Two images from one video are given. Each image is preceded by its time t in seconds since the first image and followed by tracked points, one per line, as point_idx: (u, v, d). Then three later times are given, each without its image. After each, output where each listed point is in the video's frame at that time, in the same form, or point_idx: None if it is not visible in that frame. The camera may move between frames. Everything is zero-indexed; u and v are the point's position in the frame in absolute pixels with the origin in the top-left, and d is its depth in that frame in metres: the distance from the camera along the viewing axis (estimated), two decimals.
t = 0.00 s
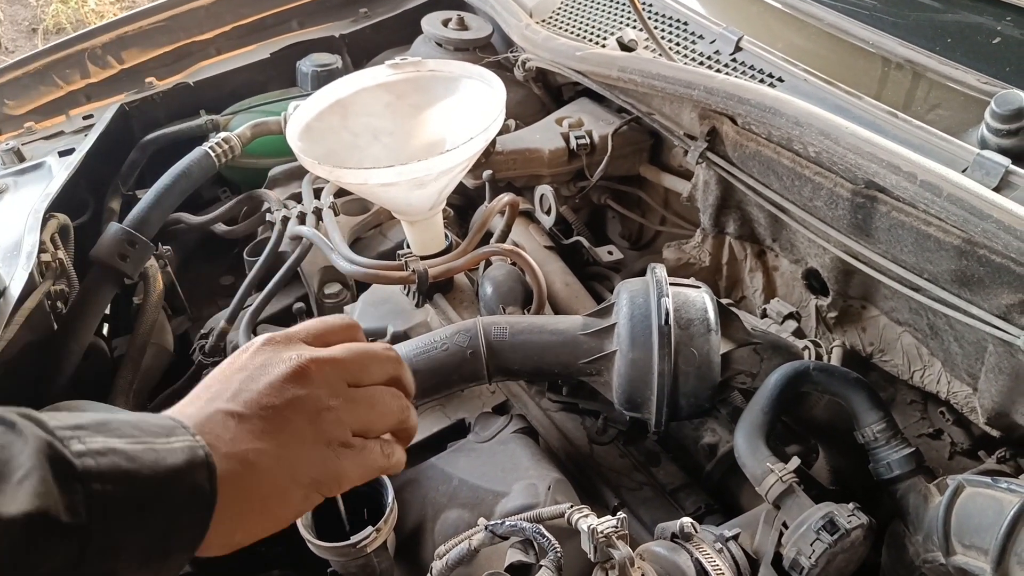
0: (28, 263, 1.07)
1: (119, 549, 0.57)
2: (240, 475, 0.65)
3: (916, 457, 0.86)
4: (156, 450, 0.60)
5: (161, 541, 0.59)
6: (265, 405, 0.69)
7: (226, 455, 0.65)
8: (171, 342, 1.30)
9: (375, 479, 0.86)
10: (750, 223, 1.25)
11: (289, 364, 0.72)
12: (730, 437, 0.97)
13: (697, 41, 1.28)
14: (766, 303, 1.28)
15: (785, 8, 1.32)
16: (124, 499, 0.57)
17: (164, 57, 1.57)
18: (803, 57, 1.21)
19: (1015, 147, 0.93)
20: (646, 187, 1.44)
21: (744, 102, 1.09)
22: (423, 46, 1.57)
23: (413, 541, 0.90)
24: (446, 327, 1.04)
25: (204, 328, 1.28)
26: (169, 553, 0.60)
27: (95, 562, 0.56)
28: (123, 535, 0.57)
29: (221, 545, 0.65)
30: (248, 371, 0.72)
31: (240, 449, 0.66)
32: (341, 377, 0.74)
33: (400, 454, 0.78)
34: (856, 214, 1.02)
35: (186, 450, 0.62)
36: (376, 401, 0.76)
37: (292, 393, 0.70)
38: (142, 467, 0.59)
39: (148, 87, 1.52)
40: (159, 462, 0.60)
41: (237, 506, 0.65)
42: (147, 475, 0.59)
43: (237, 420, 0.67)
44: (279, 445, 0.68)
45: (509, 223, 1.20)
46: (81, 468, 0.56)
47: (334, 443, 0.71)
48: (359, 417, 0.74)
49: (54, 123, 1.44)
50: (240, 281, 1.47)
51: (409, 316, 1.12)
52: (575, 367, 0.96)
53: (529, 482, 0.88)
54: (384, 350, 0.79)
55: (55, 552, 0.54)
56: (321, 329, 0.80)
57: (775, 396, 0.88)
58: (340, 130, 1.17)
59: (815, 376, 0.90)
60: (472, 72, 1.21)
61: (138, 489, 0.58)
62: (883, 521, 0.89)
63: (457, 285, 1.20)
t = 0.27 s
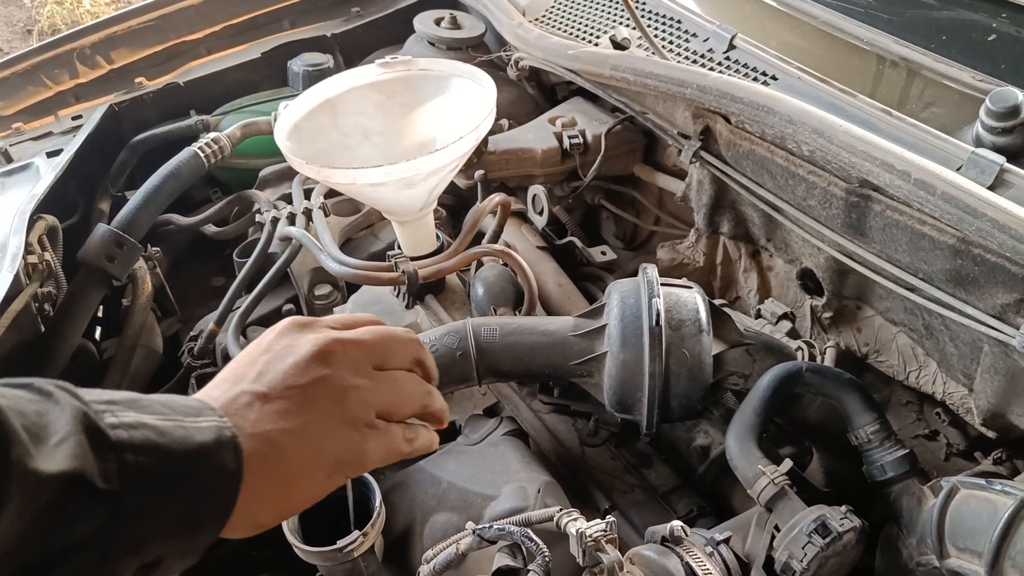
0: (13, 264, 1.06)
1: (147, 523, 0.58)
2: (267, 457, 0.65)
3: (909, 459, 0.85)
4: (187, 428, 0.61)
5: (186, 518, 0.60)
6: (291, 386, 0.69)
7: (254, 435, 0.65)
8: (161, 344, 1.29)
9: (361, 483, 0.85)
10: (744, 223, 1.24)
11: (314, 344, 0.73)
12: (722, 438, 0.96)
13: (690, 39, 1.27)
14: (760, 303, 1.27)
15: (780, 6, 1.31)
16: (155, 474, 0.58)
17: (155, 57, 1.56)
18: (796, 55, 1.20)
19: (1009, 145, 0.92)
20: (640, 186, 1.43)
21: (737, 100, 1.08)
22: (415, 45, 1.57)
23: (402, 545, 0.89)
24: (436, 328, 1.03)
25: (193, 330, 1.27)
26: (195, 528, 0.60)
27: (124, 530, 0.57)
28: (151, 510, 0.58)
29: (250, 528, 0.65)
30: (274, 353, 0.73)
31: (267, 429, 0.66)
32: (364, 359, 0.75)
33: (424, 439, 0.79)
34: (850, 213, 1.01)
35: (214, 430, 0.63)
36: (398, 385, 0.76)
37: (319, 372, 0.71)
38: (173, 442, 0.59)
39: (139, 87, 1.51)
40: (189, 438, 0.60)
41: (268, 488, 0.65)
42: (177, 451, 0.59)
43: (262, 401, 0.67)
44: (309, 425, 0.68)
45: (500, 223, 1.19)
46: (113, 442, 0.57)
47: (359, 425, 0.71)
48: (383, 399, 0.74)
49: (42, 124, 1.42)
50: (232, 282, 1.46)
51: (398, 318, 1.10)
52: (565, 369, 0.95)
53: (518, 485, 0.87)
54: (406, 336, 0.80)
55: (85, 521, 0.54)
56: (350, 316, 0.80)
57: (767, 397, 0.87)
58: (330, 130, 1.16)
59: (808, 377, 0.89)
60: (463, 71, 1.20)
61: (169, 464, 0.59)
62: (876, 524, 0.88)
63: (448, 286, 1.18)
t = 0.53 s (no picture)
0: None
1: (72, 545, 0.55)
2: (194, 470, 0.64)
3: (897, 454, 0.84)
4: (108, 448, 0.59)
5: (108, 543, 0.57)
6: (211, 399, 0.69)
7: (177, 451, 0.64)
8: (150, 342, 1.28)
9: (348, 481, 0.84)
10: (734, 218, 1.24)
11: (230, 354, 0.72)
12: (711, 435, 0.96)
13: (680, 33, 1.26)
14: (751, 298, 1.26)
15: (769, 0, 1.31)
16: (77, 492, 0.56)
17: (143, 54, 1.56)
18: (785, 49, 1.19)
19: (997, 139, 0.92)
20: (631, 182, 1.43)
21: (725, 95, 1.08)
22: (405, 41, 1.56)
23: (389, 544, 0.89)
24: (423, 326, 1.03)
25: (182, 328, 1.26)
26: (121, 551, 0.58)
27: (38, 555, 0.54)
28: (73, 530, 0.55)
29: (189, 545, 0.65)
30: (191, 370, 0.72)
31: (190, 444, 0.65)
32: (286, 363, 0.75)
33: (367, 436, 0.79)
34: (839, 208, 1.01)
35: (136, 449, 0.61)
36: (328, 384, 0.76)
37: (237, 383, 0.70)
38: (94, 462, 0.57)
39: (127, 85, 1.51)
40: (110, 458, 0.58)
41: (200, 503, 0.65)
42: (98, 471, 0.57)
43: (183, 418, 0.67)
44: (237, 437, 0.68)
45: (489, 219, 1.19)
46: (30, 462, 0.55)
47: (288, 430, 0.72)
48: (311, 401, 0.74)
49: (30, 122, 1.42)
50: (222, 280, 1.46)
51: (386, 315, 1.09)
52: (553, 366, 0.94)
53: (505, 483, 0.87)
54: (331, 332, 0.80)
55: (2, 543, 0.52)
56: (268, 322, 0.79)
57: (755, 394, 0.87)
58: (317, 127, 1.16)
59: (795, 373, 0.88)
60: (450, 67, 1.20)
61: (93, 484, 0.57)
62: (866, 520, 0.87)
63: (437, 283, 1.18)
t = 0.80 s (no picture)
0: None
1: (66, 521, 0.55)
2: (190, 457, 0.64)
3: (895, 442, 0.84)
4: (104, 427, 0.58)
5: (102, 522, 0.57)
6: (215, 383, 0.69)
7: (174, 434, 0.64)
8: (146, 335, 1.28)
9: (346, 473, 0.84)
10: (731, 207, 1.24)
11: (236, 339, 0.72)
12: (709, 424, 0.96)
13: (676, 22, 1.26)
14: (748, 288, 1.26)
15: None
16: (73, 470, 0.55)
17: (137, 46, 1.55)
18: (782, 37, 1.19)
19: (994, 126, 0.91)
20: (628, 172, 1.42)
21: (722, 83, 1.08)
22: (400, 32, 1.55)
23: (388, 535, 0.89)
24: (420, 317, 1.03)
25: (179, 321, 1.26)
26: (115, 528, 0.58)
27: (32, 533, 0.54)
28: (68, 507, 0.55)
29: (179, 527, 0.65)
30: (195, 352, 0.72)
31: (189, 429, 0.65)
32: (291, 355, 0.75)
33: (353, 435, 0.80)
34: (836, 195, 1.01)
35: (133, 429, 0.60)
36: (329, 380, 0.77)
37: (241, 368, 0.70)
38: (89, 441, 0.57)
39: (121, 77, 1.50)
40: (105, 438, 0.58)
41: (195, 486, 0.64)
42: (92, 449, 0.57)
43: (183, 401, 0.67)
44: (237, 421, 0.68)
45: (485, 210, 1.19)
46: (25, 440, 0.54)
47: (290, 423, 0.71)
48: (311, 394, 0.75)
49: (23, 115, 1.41)
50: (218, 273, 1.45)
51: (383, 306, 1.09)
52: (550, 356, 0.94)
53: (504, 473, 0.87)
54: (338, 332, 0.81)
55: None
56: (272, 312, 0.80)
57: (753, 382, 0.87)
58: (312, 118, 1.15)
59: (793, 361, 0.88)
60: (446, 57, 1.19)
61: (87, 461, 0.56)
62: (865, 507, 0.88)
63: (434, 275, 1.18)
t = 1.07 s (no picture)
0: None
1: (95, 514, 0.56)
2: (214, 448, 0.63)
3: (904, 430, 0.84)
4: (133, 421, 0.58)
5: (133, 514, 0.57)
6: (234, 375, 0.68)
7: (198, 426, 0.63)
8: (149, 325, 1.28)
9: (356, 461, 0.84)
10: (736, 197, 1.24)
11: (252, 328, 0.70)
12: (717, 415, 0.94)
13: (680, 11, 1.25)
14: (752, 277, 1.26)
15: None
16: (105, 466, 0.56)
17: (139, 35, 1.54)
18: (787, 26, 1.18)
19: (1002, 115, 0.91)
20: (631, 162, 1.42)
21: (728, 73, 1.07)
22: (402, 22, 1.55)
23: (397, 524, 0.89)
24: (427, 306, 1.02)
25: (183, 311, 1.26)
26: (143, 523, 0.58)
27: (67, 526, 0.54)
28: (98, 501, 0.56)
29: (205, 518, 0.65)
30: (211, 343, 0.71)
31: (211, 421, 0.64)
32: (309, 342, 0.74)
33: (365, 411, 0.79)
34: (842, 184, 1.01)
35: (160, 424, 0.60)
36: (346, 366, 0.76)
37: (259, 360, 0.69)
38: (121, 436, 0.57)
39: (123, 66, 1.49)
40: (136, 432, 0.58)
41: (219, 478, 0.64)
42: (123, 444, 0.57)
43: (204, 396, 0.65)
44: (259, 414, 0.67)
45: (490, 199, 1.18)
46: (59, 433, 0.54)
47: (310, 412, 0.70)
48: (330, 381, 0.74)
49: (25, 104, 1.40)
50: (220, 264, 1.45)
51: (389, 296, 1.08)
52: (558, 345, 0.94)
53: (513, 461, 0.87)
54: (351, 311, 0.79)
55: (30, 512, 0.52)
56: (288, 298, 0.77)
57: (762, 371, 0.87)
58: (317, 107, 1.14)
59: (802, 350, 0.88)
60: (450, 46, 1.18)
61: (119, 456, 0.57)
62: (872, 494, 0.88)
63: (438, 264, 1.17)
